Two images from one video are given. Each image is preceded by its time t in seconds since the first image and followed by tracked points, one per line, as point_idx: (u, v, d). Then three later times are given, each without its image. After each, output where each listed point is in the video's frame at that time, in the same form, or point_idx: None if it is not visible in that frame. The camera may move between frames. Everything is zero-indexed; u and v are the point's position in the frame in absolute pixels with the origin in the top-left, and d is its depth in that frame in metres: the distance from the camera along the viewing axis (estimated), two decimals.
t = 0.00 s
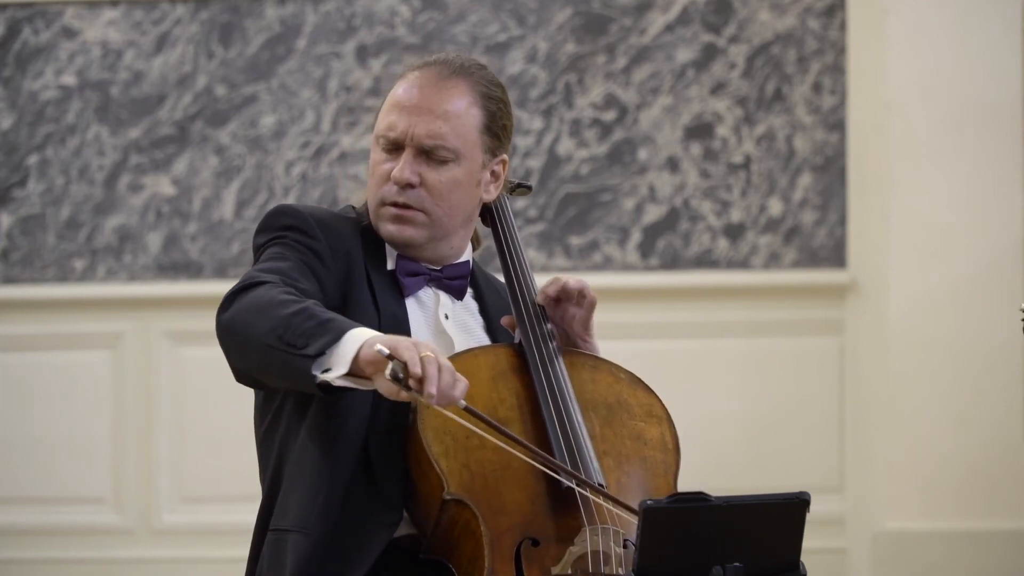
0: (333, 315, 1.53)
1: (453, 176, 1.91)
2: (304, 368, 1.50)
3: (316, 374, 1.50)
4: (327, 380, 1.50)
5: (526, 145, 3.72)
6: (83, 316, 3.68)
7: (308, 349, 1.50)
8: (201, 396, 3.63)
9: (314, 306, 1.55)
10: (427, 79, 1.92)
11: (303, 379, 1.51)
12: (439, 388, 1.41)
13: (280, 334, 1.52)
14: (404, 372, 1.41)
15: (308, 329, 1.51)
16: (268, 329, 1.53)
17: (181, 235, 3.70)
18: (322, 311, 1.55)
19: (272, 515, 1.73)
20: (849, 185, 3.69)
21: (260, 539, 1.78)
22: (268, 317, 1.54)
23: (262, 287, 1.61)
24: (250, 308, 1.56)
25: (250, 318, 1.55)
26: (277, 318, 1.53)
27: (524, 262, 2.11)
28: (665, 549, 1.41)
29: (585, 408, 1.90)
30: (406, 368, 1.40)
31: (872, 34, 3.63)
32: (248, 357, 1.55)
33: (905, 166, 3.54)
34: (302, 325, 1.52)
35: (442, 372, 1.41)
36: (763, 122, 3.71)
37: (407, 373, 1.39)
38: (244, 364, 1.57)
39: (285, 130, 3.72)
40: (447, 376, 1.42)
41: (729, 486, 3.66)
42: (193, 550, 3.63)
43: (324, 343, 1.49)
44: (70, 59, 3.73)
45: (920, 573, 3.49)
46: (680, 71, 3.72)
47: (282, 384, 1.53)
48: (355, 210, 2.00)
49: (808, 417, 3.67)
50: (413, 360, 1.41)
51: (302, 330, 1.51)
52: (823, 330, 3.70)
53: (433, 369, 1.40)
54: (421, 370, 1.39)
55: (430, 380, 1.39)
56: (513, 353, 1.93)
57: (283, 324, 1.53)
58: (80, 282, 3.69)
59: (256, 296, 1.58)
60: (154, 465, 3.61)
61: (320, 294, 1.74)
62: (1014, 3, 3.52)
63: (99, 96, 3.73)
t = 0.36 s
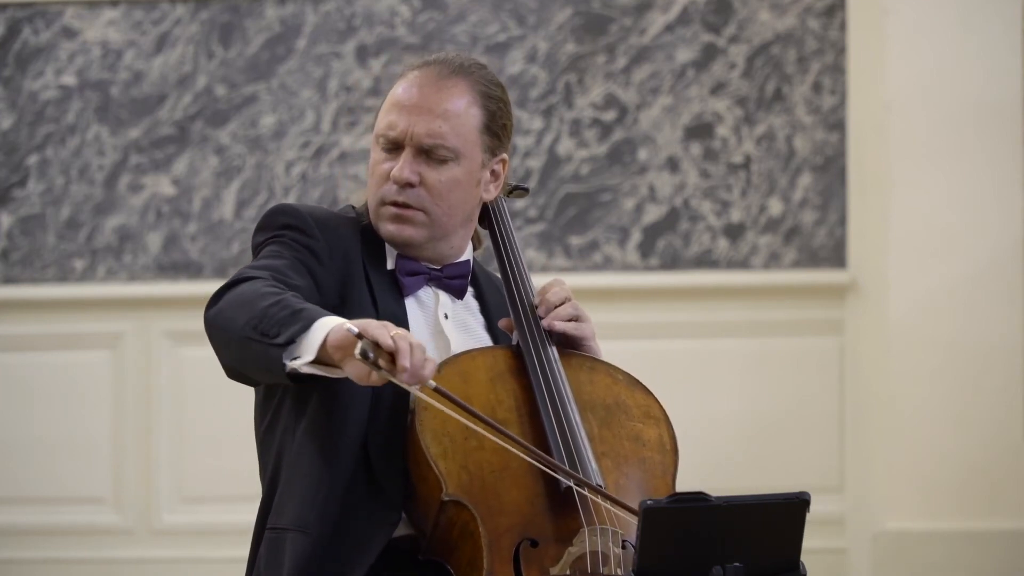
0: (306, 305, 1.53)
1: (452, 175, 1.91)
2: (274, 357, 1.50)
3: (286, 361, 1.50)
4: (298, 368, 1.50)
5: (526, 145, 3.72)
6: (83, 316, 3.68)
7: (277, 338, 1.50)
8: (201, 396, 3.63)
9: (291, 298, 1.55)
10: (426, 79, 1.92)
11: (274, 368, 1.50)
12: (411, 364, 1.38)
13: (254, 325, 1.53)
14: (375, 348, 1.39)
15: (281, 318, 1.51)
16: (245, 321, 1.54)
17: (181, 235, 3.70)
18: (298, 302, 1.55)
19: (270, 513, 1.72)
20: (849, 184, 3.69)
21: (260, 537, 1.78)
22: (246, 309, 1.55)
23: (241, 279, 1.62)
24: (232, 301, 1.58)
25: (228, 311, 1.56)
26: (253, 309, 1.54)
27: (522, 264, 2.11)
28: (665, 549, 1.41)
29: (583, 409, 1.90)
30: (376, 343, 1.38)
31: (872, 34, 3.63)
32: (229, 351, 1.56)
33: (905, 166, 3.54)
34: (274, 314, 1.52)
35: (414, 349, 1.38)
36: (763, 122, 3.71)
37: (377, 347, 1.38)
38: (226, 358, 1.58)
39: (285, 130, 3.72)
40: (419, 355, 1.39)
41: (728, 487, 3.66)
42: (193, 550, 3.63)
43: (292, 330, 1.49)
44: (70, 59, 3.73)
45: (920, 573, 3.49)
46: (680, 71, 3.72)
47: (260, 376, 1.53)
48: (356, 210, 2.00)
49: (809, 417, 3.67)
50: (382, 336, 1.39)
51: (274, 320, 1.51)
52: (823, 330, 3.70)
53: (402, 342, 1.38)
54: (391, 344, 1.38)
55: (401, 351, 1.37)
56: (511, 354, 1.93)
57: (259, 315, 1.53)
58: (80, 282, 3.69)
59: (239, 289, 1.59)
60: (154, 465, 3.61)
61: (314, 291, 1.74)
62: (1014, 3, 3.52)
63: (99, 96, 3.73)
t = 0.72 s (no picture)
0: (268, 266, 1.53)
1: (452, 175, 1.91)
2: (230, 312, 1.50)
3: (238, 316, 1.50)
4: (249, 321, 1.49)
5: (526, 145, 3.72)
6: (83, 316, 3.69)
7: (233, 294, 1.51)
8: (201, 396, 3.63)
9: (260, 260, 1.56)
10: (426, 79, 1.92)
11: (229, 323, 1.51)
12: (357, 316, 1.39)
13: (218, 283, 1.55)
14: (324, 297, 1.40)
15: (241, 275, 1.52)
16: (213, 281, 1.56)
17: (181, 235, 3.70)
18: (264, 264, 1.55)
19: (264, 503, 1.73)
20: (848, 184, 3.69)
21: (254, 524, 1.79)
22: (219, 271, 1.57)
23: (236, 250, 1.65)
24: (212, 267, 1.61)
25: (207, 274, 1.60)
26: (227, 267, 1.56)
27: (521, 264, 2.11)
28: (665, 549, 1.41)
29: (582, 410, 1.90)
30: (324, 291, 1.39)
31: (872, 34, 3.63)
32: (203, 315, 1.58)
33: (905, 166, 3.54)
34: (242, 274, 1.53)
35: (362, 303, 1.39)
36: (763, 122, 3.71)
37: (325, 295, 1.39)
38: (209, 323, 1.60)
39: (285, 130, 3.72)
40: (365, 310, 1.40)
41: (728, 487, 3.66)
42: (193, 550, 3.63)
43: (246, 284, 1.50)
44: (70, 59, 3.73)
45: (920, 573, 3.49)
46: (680, 71, 3.72)
47: (219, 334, 1.53)
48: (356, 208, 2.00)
49: (809, 417, 3.67)
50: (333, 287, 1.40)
51: (235, 277, 1.53)
52: (822, 330, 3.70)
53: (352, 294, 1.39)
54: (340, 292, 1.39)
55: (349, 302, 1.38)
56: (510, 355, 1.94)
57: (225, 275, 1.55)
58: (80, 282, 3.69)
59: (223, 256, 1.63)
60: (154, 465, 3.62)
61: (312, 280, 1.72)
62: (1014, 3, 3.52)
63: (99, 96, 3.73)
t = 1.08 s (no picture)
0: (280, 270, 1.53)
1: (452, 177, 1.91)
2: (245, 319, 1.50)
3: (252, 324, 1.49)
4: (263, 330, 1.49)
5: (526, 145, 3.72)
6: (83, 316, 3.68)
7: (247, 300, 1.50)
8: (201, 396, 3.63)
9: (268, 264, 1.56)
10: (427, 81, 1.92)
11: (244, 330, 1.51)
12: (368, 325, 1.41)
13: (230, 289, 1.54)
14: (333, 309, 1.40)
15: (253, 281, 1.52)
16: (223, 288, 1.55)
17: (181, 235, 3.70)
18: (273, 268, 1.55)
19: (264, 503, 1.75)
20: (848, 183, 3.70)
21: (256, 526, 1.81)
22: (227, 277, 1.57)
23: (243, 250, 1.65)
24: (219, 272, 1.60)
25: (213, 279, 1.59)
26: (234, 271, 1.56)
27: (522, 263, 2.11)
28: (666, 549, 1.41)
29: (584, 409, 1.90)
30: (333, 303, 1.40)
31: (872, 34, 3.63)
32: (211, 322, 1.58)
33: (905, 166, 3.54)
34: (252, 278, 1.52)
35: (371, 308, 1.41)
36: (763, 122, 3.71)
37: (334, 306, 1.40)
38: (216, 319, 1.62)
39: (285, 130, 3.73)
40: (374, 315, 1.41)
41: (728, 486, 3.66)
42: (193, 551, 3.63)
43: (260, 290, 1.49)
44: (70, 59, 3.73)
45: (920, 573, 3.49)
46: (680, 71, 3.72)
47: (228, 336, 1.54)
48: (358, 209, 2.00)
49: (809, 417, 3.67)
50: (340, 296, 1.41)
51: (248, 282, 1.52)
52: (823, 330, 3.70)
53: (361, 303, 1.40)
54: (349, 303, 1.39)
55: (358, 309, 1.39)
56: (511, 355, 1.94)
57: (235, 281, 1.54)
58: (80, 282, 3.69)
59: (229, 262, 1.62)
60: (154, 466, 3.61)
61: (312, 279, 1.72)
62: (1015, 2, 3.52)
63: (99, 96, 3.73)
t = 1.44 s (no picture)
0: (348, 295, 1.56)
1: (454, 178, 1.91)
2: (320, 345, 1.52)
3: (333, 351, 1.51)
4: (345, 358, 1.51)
5: (526, 145, 3.72)
6: (82, 316, 3.68)
7: (322, 326, 1.52)
8: (201, 396, 3.63)
9: (324, 286, 1.58)
10: (430, 83, 1.92)
11: (319, 356, 1.52)
12: (447, 383, 1.43)
13: (293, 312, 1.54)
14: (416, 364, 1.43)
15: (322, 306, 1.54)
16: (283, 308, 1.55)
17: (181, 235, 3.71)
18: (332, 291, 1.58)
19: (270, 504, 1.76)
20: (848, 183, 3.70)
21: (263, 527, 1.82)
22: (281, 296, 1.56)
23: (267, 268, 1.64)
24: (261, 287, 1.58)
25: (260, 296, 1.57)
26: (289, 294, 1.56)
27: (523, 262, 2.11)
28: (666, 549, 1.41)
29: (584, 409, 1.90)
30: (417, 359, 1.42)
31: (872, 34, 3.63)
32: (262, 339, 1.57)
33: (906, 166, 3.54)
34: (319, 304, 1.54)
35: (454, 367, 1.43)
36: (763, 122, 3.71)
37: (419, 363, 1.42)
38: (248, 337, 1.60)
39: (285, 130, 3.73)
40: (456, 373, 1.43)
41: (728, 486, 3.66)
42: (193, 551, 3.64)
43: (340, 319, 1.51)
44: (70, 59, 3.73)
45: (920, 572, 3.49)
46: (680, 71, 3.72)
47: (294, 360, 1.55)
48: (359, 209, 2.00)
49: (809, 417, 3.67)
50: (425, 351, 1.42)
51: (316, 307, 1.54)
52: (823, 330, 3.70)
53: (443, 363, 1.42)
54: (432, 363, 1.41)
55: (440, 369, 1.42)
56: (512, 354, 1.93)
57: (296, 303, 1.55)
58: (80, 282, 3.69)
59: (270, 277, 1.61)
60: (154, 466, 3.62)
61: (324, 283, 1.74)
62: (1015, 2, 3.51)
63: (99, 96, 3.73)
